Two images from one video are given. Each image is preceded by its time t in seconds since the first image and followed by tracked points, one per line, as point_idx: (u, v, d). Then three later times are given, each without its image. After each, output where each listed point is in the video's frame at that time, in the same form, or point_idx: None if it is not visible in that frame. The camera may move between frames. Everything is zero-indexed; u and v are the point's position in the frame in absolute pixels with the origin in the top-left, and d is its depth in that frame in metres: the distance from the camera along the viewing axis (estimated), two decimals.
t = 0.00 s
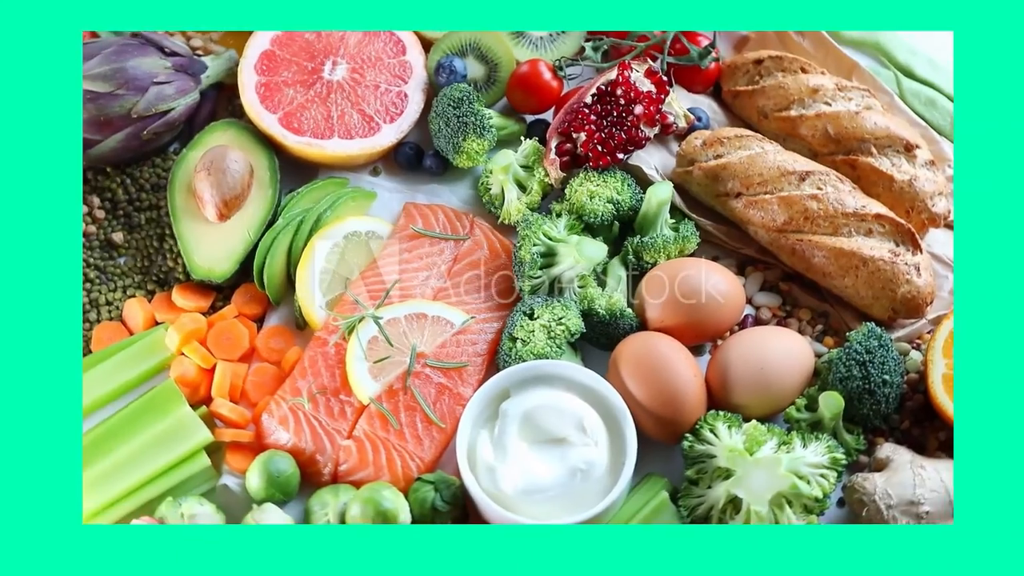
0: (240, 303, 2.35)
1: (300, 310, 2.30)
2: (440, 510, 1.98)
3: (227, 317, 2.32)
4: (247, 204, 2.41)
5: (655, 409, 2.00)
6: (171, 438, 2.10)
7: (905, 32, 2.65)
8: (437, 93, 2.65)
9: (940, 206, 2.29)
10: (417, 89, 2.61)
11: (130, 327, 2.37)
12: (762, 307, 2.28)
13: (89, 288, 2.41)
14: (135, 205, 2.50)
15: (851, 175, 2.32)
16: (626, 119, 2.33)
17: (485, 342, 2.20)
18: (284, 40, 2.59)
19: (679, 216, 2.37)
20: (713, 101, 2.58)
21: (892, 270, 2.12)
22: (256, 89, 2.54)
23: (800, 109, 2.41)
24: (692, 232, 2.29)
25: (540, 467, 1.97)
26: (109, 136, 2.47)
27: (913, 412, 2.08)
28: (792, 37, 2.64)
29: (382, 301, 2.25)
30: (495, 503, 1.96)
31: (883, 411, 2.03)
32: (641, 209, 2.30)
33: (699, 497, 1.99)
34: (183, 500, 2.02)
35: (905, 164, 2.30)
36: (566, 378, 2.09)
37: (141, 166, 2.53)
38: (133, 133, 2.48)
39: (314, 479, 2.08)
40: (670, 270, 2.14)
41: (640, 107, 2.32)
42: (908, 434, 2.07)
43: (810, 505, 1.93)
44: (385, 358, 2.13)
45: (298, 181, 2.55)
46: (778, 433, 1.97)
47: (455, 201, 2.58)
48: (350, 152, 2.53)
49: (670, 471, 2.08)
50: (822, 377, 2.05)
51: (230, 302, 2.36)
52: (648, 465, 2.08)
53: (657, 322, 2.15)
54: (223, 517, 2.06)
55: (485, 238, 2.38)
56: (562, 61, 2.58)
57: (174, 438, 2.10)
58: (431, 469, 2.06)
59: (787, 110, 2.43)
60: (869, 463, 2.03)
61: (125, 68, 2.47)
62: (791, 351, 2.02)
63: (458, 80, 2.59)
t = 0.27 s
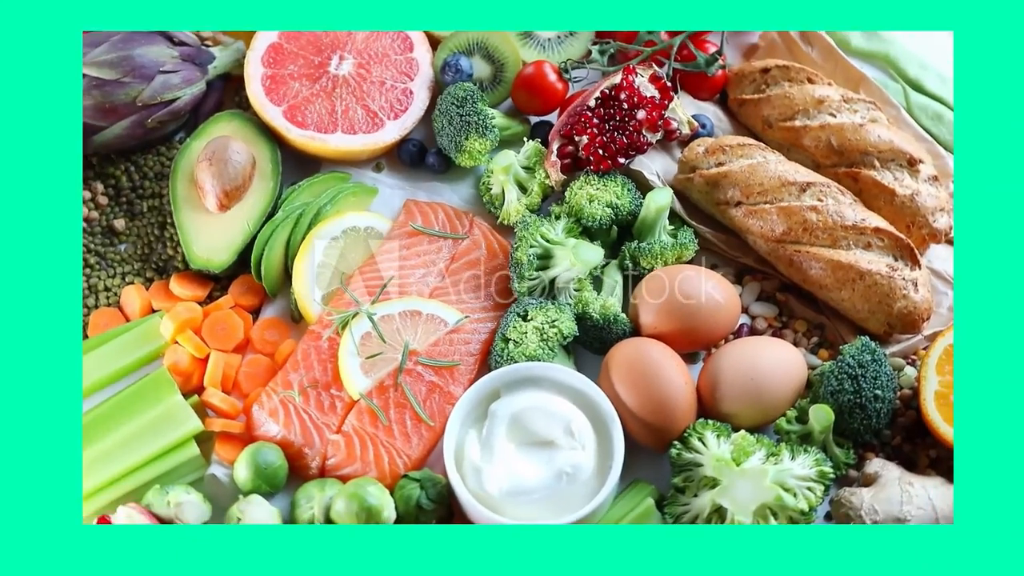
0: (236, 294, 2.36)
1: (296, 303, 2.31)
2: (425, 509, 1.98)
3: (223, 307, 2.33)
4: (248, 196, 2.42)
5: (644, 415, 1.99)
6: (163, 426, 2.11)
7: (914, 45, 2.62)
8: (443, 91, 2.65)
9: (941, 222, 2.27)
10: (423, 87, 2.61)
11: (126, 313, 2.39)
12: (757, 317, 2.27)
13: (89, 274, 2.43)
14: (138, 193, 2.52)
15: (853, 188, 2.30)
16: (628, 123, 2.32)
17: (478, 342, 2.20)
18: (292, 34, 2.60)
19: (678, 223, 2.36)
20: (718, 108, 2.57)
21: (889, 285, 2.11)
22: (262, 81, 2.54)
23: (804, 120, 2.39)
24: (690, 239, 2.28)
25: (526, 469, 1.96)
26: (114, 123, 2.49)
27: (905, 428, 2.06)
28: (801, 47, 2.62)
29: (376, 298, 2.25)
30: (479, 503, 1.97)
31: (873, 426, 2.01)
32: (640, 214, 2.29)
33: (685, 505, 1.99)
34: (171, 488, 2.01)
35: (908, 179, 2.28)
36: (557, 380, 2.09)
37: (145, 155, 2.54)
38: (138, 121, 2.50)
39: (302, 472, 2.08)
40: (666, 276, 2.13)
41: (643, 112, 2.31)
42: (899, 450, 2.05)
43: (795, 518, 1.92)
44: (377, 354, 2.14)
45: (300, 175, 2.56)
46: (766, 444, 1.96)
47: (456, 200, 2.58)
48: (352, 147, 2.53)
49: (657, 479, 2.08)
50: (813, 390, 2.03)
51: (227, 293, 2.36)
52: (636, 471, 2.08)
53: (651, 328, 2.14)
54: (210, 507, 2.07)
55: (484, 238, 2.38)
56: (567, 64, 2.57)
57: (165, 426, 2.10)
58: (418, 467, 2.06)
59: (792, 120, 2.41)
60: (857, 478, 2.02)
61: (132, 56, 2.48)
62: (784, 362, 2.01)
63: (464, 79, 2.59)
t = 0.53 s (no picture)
0: (233, 284, 2.37)
1: (292, 295, 2.31)
2: (408, 506, 1.98)
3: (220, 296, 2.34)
4: (250, 187, 2.43)
5: (632, 422, 1.99)
6: (152, 413, 2.12)
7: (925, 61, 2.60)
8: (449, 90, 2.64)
9: (942, 240, 2.24)
10: (429, 84, 2.61)
11: (124, 298, 2.41)
12: (752, 328, 2.26)
13: (89, 258, 2.44)
14: (141, 180, 2.53)
15: (854, 202, 2.28)
16: (631, 129, 2.32)
17: (470, 341, 2.20)
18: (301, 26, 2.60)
19: (678, 230, 2.35)
20: (724, 117, 2.55)
21: (885, 302, 2.09)
22: (269, 72, 2.55)
23: (809, 132, 2.37)
24: (688, 247, 2.28)
25: (510, 470, 1.96)
26: (120, 109, 2.51)
27: (894, 446, 2.05)
28: (810, 59, 2.60)
29: (371, 293, 2.26)
30: (461, 502, 1.96)
31: (862, 442, 2.00)
32: (638, 220, 2.28)
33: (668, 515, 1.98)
34: (156, 475, 2.02)
35: (910, 196, 2.25)
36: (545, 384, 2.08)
37: (150, 142, 2.56)
38: (144, 108, 2.52)
39: (288, 463, 2.09)
40: (661, 284, 2.13)
41: (646, 118, 2.31)
42: (887, 468, 2.04)
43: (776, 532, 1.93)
44: (368, 350, 2.14)
45: (303, 168, 2.56)
46: (752, 456, 1.97)
47: (457, 199, 2.56)
48: (355, 142, 2.53)
49: (643, 487, 2.07)
50: (803, 404, 2.02)
51: (225, 282, 2.37)
52: (622, 477, 2.07)
53: (644, 335, 2.13)
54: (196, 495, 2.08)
55: (483, 237, 2.38)
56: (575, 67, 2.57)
57: (154, 413, 2.11)
58: (403, 464, 2.06)
59: (796, 131, 2.39)
60: (843, 494, 2.01)
61: (140, 43, 2.50)
62: (774, 376, 2.00)
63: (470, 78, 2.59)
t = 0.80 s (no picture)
0: (230, 274, 2.37)
1: (288, 287, 2.33)
2: (392, 502, 1.98)
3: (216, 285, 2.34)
4: (251, 178, 2.45)
5: (620, 428, 1.98)
6: (143, 399, 2.13)
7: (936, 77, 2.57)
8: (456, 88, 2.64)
9: (942, 258, 2.22)
10: (435, 82, 2.61)
11: (122, 284, 2.42)
12: (746, 338, 2.25)
13: (90, 242, 2.46)
14: (145, 167, 2.54)
15: (854, 217, 2.26)
16: (633, 134, 2.31)
17: (463, 340, 2.20)
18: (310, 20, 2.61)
19: (677, 238, 2.34)
20: (730, 126, 2.54)
21: (880, 318, 2.08)
22: (276, 64, 2.56)
23: (812, 144, 2.35)
24: (685, 255, 2.26)
25: (495, 471, 1.96)
26: (127, 95, 2.52)
27: (883, 464, 2.03)
28: (819, 71, 2.58)
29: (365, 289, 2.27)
30: (444, 502, 1.96)
31: (850, 458, 1.99)
32: (636, 225, 2.27)
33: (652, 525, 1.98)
34: (144, 461, 2.03)
35: (911, 213, 2.23)
36: (534, 386, 2.08)
37: (156, 130, 2.57)
38: (150, 95, 2.53)
39: (275, 455, 2.09)
40: (656, 291, 2.13)
41: (648, 124, 2.30)
42: (875, 485, 2.02)
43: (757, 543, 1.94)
44: (360, 345, 2.14)
45: (305, 160, 2.57)
46: (738, 467, 1.97)
47: (458, 198, 2.56)
48: (358, 137, 2.54)
49: (628, 493, 2.06)
50: (791, 417, 2.01)
51: (223, 271, 2.38)
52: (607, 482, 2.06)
53: (636, 342, 2.12)
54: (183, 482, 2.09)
55: (481, 237, 2.38)
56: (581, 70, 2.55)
57: (145, 400, 2.13)
58: (390, 460, 2.07)
59: (800, 143, 2.37)
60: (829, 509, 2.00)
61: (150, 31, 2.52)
62: (766, 388, 1.99)
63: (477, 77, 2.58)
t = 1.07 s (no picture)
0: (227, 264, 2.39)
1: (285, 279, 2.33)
2: (375, 498, 1.98)
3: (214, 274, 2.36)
4: (253, 169, 2.46)
5: (606, 434, 1.98)
6: (135, 384, 2.14)
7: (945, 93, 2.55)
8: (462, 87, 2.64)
9: (940, 276, 2.19)
10: (442, 80, 2.61)
11: (121, 269, 2.44)
12: (740, 348, 2.24)
13: (92, 226, 2.48)
14: (151, 154, 2.56)
15: (854, 231, 2.24)
16: (635, 139, 2.30)
17: (455, 339, 2.20)
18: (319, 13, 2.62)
19: (675, 245, 2.33)
20: (735, 135, 2.53)
21: (874, 334, 2.06)
22: (283, 57, 2.57)
23: (815, 156, 2.33)
24: (682, 263, 2.26)
25: (479, 471, 1.96)
26: (134, 82, 2.54)
27: (870, 481, 2.02)
28: (827, 83, 2.56)
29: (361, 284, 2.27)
30: (427, 500, 1.97)
31: (837, 474, 1.98)
32: (634, 231, 2.27)
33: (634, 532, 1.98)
34: (132, 446, 2.04)
35: (912, 230, 2.20)
36: (523, 387, 2.08)
37: (163, 119, 2.59)
38: (158, 83, 2.55)
39: (263, 445, 2.10)
40: (651, 298, 2.12)
41: (650, 130, 2.29)
42: (861, 502, 2.01)
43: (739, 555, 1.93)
44: (352, 340, 2.15)
45: (309, 154, 2.58)
46: (723, 478, 1.97)
47: (459, 197, 2.56)
48: (362, 132, 2.55)
49: (613, 499, 2.05)
50: (779, 429, 2.01)
51: (222, 260, 2.39)
52: (592, 487, 2.06)
53: (628, 348, 2.12)
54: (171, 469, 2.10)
55: (479, 237, 2.38)
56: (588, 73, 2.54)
57: (137, 385, 2.14)
58: (376, 456, 2.07)
59: (803, 154, 2.35)
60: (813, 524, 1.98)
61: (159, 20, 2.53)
62: (755, 399, 1.99)
63: (482, 76, 2.57)
